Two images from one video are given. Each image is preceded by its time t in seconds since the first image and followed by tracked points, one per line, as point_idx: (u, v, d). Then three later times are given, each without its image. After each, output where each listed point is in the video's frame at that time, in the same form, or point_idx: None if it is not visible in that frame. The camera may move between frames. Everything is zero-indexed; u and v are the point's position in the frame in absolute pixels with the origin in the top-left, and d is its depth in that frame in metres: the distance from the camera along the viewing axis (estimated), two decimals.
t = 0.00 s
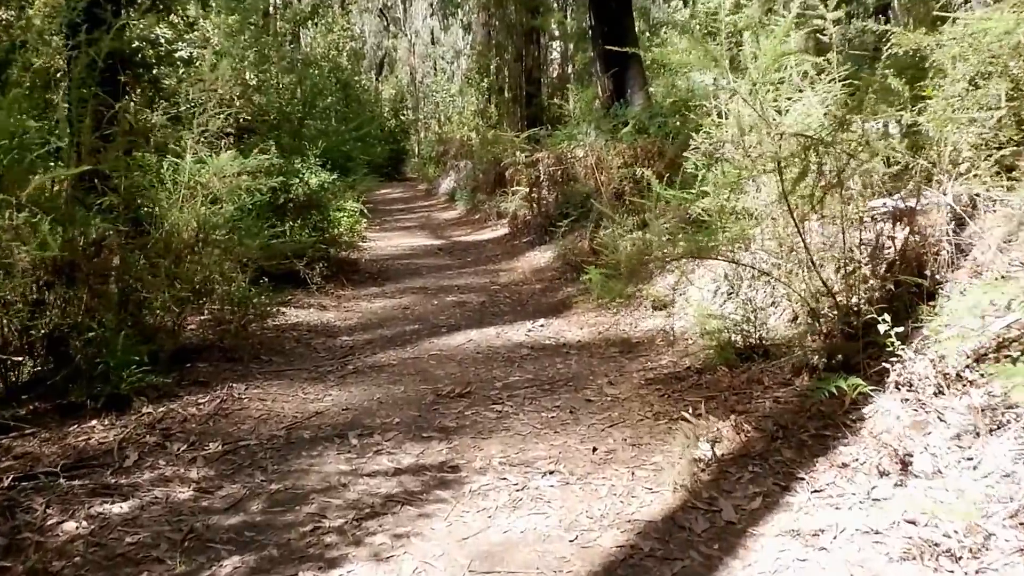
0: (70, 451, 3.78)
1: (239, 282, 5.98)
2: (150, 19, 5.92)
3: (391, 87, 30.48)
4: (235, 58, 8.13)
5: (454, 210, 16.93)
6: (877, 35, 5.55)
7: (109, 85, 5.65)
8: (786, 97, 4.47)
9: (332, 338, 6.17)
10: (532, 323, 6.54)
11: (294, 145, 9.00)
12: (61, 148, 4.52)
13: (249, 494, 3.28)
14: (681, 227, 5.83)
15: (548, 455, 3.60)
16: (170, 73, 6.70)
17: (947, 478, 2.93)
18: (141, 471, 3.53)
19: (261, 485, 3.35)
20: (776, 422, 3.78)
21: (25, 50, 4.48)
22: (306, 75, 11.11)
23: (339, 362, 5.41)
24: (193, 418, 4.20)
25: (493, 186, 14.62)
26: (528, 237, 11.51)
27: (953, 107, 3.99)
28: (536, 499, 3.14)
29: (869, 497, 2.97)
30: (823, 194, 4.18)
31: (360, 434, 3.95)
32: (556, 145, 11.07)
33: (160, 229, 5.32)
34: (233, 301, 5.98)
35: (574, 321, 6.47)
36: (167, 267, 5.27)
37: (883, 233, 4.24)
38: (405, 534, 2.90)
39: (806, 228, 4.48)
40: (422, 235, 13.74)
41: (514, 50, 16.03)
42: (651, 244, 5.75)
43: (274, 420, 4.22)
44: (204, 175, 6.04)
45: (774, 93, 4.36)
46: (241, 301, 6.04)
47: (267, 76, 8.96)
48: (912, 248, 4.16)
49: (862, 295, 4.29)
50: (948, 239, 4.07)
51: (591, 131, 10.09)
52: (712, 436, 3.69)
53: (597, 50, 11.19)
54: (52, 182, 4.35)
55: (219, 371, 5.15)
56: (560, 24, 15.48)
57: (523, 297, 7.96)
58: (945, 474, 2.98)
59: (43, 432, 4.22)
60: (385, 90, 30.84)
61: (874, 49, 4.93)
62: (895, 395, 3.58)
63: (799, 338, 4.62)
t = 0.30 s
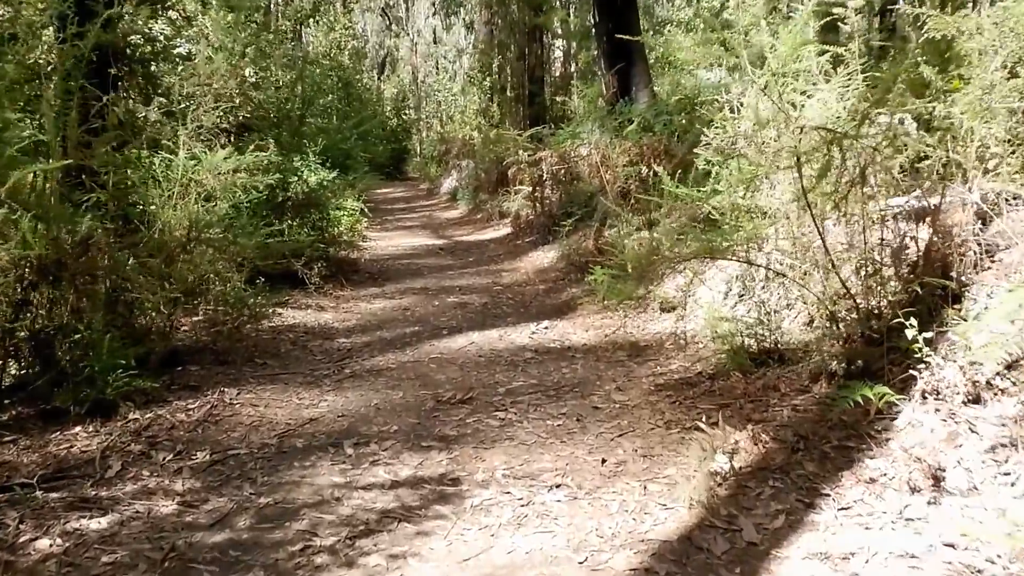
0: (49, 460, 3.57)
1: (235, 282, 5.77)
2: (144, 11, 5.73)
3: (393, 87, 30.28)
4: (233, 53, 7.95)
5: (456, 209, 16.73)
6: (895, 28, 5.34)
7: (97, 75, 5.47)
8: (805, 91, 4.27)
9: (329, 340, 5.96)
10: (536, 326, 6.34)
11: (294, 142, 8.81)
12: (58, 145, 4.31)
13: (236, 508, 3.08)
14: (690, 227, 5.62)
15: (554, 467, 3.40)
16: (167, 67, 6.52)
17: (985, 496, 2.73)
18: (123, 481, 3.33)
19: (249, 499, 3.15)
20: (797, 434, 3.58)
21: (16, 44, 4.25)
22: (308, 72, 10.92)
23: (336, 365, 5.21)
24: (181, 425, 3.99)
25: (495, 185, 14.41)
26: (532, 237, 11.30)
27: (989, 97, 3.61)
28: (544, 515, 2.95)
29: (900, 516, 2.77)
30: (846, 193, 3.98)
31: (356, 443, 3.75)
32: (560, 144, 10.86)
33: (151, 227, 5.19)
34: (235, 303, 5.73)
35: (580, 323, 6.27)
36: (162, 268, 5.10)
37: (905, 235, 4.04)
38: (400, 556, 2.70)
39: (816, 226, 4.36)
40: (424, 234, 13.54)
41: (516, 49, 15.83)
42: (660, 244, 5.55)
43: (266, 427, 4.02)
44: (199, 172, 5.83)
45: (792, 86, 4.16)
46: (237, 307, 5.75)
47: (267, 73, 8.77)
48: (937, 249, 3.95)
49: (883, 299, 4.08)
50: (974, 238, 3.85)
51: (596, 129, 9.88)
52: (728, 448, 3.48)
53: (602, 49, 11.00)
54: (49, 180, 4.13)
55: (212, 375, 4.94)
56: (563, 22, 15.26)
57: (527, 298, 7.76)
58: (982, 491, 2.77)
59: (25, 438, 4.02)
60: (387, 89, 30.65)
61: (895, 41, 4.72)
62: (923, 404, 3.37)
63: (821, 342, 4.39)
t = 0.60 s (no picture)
0: (28, 479, 3.36)
1: (235, 287, 5.54)
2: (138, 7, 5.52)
3: (399, 86, 30.08)
4: (234, 52, 7.76)
5: (461, 210, 16.52)
6: (920, 23, 5.09)
7: (84, 74, 5.23)
8: (829, 87, 4.03)
9: (329, 347, 5.74)
10: (544, 332, 6.11)
11: (297, 143, 8.60)
12: (54, 143, 4.13)
13: (221, 535, 2.86)
14: (705, 231, 5.38)
15: (564, 491, 3.18)
16: (164, 66, 6.33)
17: None
18: (104, 504, 3.12)
19: (236, 526, 2.93)
20: (824, 456, 3.36)
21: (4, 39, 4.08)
22: (311, 70, 10.72)
23: (335, 375, 4.99)
24: (170, 441, 3.78)
25: (501, 186, 14.18)
26: (539, 239, 11.07)
27: None
28: (557, 547, 2.76)
29: (944, 552, 2.58)
30: (874, 198, 3.74)
31: (353, 462, 3.53)
32: (567, 143, 10.63)
33: (144, 232, 4.95)
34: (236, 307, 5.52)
35: (589, 330, 6.05)
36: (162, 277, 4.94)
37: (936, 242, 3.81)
38: None
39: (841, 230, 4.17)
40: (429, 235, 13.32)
41: (522, 47, 15.60)
42: (674, 248, 5.31)
43: (259, 443, 3.80)
44: (197, 174, 5.61)
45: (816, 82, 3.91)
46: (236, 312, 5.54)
47: (268, 72, 8.57)
48: (972, 256, 3.70)
49: (913, 309, 3.84)
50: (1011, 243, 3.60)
51: (605, 129, 9.65)
52: (752, 472, 3.25)
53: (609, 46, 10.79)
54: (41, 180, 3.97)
55: (205, 386, 4.72)
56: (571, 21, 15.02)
57: (534, 303, 7.53)
58: None
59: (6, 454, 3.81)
60: (393, 89, 30.46)
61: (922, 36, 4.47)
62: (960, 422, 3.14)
63: (851, 355, 4.13)
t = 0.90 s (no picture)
0: (16, 492, 3.20)
1: (239, 287, 5.30)
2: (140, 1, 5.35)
3: (409, 85, 29.91)
4: (241, 48, 7.62)
5: (472, 209, 16.33)
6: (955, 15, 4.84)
7: (81, 67, 5.05)
8: (861, 79, 3.80)
9: (335, 352, 5.56)
10: (557, 337, 5.92)
11: (305, 141, 8.42)
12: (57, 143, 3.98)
13: (216, 557, 2.68)
14: (726, 232, 5.17)
15: (582, 509, 2.98)
16: (168, 62, 6.17)
17: None
18: (93, 521, 2.95)
19: (232, 546, 2.75)
20: (861, 472, 3.13)
21: (4, 35, 3.72)
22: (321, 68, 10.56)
23: (341, 381, 4.80)
24: (167, 452, 3.60)
25: (512, 185, 13.97)
26: (551, 239, 10.86)
27: None
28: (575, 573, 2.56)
29: None
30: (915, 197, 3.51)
31: (357, 476, 3.34)
32: (579, 142, 10.41)
33: (145, 233, 4.78)
34: (240, 309, 5.26)
35: (604, 335, 5.86)
36: (165, 277, 4.75)
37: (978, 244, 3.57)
38: None
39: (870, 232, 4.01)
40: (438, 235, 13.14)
41: (533, 45, 15.37)
42: (694, 250, 5.10)
43: (259, 454, 3.62)
44: (201, 172, 5.43)
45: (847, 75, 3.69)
46: (236, 315, 5.26)
47: (277, 70, 8.41)
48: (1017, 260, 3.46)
49: (953, 316, 3.60)
50: None
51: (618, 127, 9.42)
52: (782, 490, 3.04)
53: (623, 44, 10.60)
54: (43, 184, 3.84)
55: (206, 392, 4.53)
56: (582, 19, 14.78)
57: (546, 305, 7.33)
58: None
59: None
60: (403, 88, 30.31)
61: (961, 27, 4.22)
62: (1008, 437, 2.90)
63: (884, 363, 3.90)
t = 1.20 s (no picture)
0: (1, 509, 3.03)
1: (242, 290, 5.11)
2: None
3: (415, 85, 29.75)
4: (244, 45, 7.44)
5: (479, 209, 16.15)
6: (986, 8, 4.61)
7: (75, 61, 4.84)
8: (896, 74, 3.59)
9: (339, 357, 5.37)
10: (570, 342, 5.75)
11: (309, 140, 8.25)
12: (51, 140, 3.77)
13: None
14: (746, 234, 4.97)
15: (601, 532, 2.79)
16: (170, 59, 6.02)
17: None
18: (80, 543, 2.78)
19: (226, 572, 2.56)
20: (899, 492, 2.92)
21: None
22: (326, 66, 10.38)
23: (345, 388, 4.61)
24: (161, 465, 3.42)
25: (520, 185, 13.77)
26: (559, 240, 10.67)
27: None
28: None
29: None
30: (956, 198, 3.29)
31: (361, 493, 3.15)
32: (588, 141, 10.20)
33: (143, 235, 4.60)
34: (242, 312, 5.08)
35: (618, 340, 5.68)
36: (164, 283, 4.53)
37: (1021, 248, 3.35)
38: None
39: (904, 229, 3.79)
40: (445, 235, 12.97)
41: (540, 44, 15.17)
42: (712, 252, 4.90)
43: (258, 468, 3.42)
44: (202, 172, 5.24)
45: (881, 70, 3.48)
46: (239, 319, 5.05)
47: (280, 67, 8.23)
48: None
49: (994, 325, 3.38)
50: None
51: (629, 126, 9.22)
52: (816, 513, 2.84)
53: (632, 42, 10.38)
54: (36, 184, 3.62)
55: (204, 400, 4.34)
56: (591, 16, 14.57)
57: (556, 308, 7.14)
58: None
59: None
60: (409, 87, 30.15)
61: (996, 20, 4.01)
62: None
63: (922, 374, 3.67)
